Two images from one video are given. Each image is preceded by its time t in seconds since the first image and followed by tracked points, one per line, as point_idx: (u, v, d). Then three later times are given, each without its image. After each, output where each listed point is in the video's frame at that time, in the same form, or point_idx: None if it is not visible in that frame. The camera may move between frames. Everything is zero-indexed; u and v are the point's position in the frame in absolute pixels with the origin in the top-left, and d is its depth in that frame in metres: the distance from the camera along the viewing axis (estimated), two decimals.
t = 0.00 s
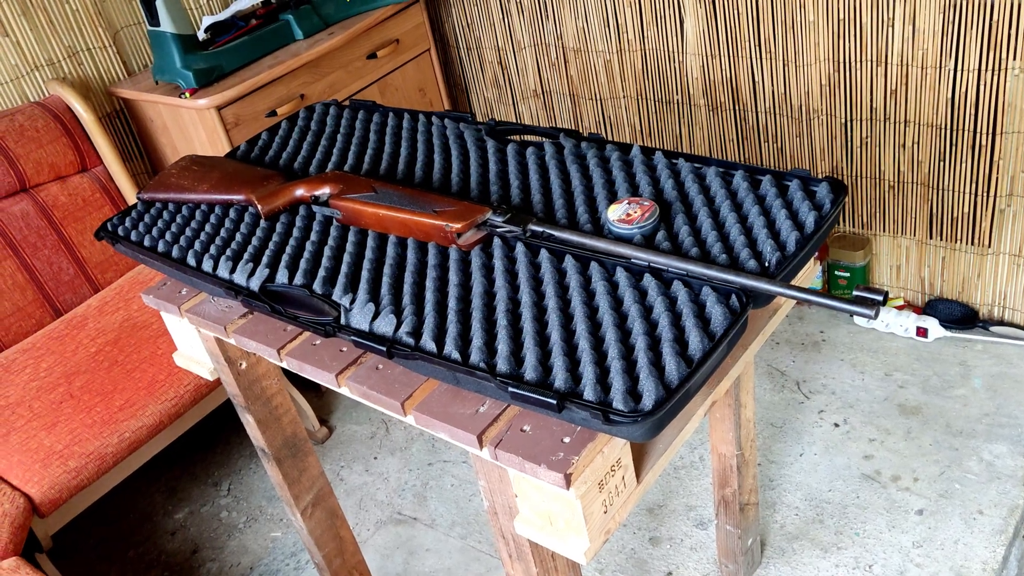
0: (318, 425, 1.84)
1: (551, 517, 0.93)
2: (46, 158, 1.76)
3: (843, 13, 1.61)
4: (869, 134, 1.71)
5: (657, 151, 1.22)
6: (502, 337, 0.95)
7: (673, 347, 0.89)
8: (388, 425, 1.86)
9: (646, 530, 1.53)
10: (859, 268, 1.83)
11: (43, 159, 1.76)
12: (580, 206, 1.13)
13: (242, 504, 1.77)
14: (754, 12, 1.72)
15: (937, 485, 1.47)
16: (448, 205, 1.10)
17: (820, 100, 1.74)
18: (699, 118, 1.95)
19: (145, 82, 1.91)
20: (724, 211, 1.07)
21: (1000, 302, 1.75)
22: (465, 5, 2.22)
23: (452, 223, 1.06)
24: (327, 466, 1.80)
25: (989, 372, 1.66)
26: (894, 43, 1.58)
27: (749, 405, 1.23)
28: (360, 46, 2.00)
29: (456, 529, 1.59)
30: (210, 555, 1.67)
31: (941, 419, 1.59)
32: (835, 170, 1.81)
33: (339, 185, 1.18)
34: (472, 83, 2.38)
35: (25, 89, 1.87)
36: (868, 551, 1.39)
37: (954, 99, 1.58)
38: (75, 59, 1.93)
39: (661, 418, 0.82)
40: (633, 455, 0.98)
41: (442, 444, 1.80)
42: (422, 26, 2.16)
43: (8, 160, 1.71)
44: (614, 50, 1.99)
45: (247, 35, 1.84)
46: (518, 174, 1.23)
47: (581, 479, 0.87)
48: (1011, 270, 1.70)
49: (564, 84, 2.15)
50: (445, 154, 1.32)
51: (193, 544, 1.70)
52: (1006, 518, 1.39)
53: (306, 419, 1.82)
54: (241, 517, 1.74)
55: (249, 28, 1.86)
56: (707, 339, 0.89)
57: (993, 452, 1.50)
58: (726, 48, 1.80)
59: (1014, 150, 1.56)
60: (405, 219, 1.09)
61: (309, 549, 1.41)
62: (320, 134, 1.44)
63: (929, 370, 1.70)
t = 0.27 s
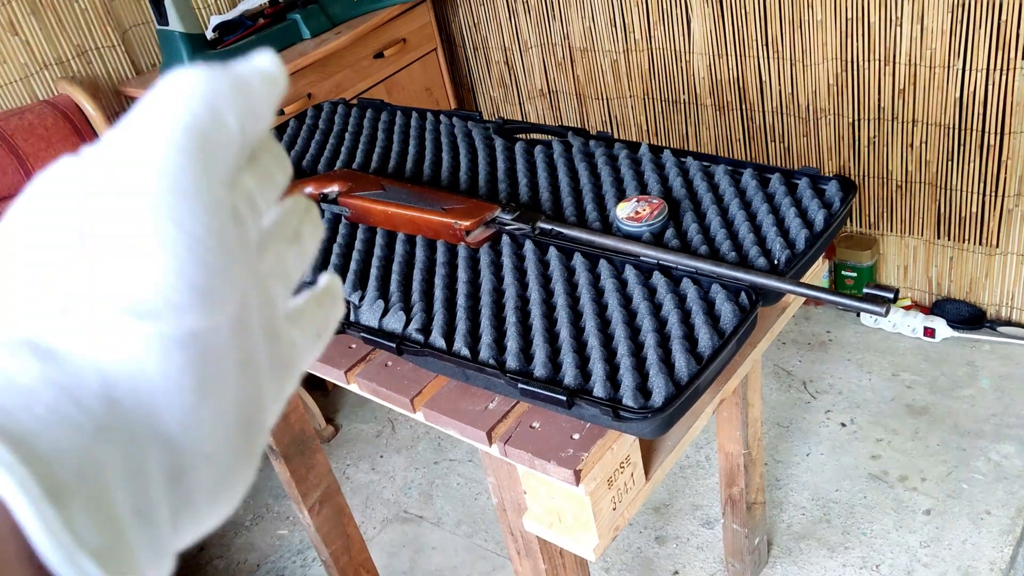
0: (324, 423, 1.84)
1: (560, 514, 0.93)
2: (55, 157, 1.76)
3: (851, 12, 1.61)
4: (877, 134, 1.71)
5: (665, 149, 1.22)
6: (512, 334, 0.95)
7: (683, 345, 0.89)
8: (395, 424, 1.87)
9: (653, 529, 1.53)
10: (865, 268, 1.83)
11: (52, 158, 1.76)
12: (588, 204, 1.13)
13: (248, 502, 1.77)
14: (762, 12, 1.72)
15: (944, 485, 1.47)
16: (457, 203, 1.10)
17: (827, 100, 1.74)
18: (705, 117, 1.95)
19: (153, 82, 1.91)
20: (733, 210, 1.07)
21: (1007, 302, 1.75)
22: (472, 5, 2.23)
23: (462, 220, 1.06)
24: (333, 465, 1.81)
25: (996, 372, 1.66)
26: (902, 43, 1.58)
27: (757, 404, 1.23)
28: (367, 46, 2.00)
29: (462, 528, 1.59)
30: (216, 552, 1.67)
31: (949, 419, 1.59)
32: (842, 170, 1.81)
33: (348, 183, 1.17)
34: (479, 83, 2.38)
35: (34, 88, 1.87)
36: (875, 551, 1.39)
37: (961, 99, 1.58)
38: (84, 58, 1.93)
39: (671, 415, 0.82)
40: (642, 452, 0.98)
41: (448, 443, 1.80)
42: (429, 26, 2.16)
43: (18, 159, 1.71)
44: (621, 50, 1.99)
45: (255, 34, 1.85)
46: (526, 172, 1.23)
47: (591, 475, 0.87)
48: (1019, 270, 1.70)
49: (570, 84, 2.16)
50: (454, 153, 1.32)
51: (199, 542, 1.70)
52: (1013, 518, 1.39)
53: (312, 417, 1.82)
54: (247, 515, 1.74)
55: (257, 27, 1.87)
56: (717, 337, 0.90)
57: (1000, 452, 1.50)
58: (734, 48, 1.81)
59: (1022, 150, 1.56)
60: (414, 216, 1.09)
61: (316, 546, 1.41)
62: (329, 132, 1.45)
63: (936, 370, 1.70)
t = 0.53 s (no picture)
0: (327, 424, 1.84)
1: (564, 515, 0.93)
2: (60, 157, 1.77)
3: (856, 14, 1.61)
4: (882, 135, 1.71)
5: (670, 150, 1.22)
6: (516, 335, 0.95)
7: (687, 347, 0.89)
8: (398, 425, 1.87)
9: (656, 531, 1.53)
10: (870, 270, 1.82)
11: (56, 158, 1.77)
12: (593, 205, 1.13)
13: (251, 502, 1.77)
14: (767, 13, 1.72)
15: (948, 488, 1.47)
16: (462, 204, 1.10)
17: (831, 102, 1.74)
18: (710, 119, 1.95)
19: (158, 82, 1.92)
20: (737, 211, 1.07)
21: (1012, 305, 1.74)
22: (476, 6, 2.23)
23: (466, 222, 1.05)
24: (336, 466, 1.81)
25: (1001, 375, 1.65)
26: (907, 44, 1.58)
27: (761, 407, 1.23)
28: (371, 46, 2.00)
29: (465, 529, 1.59)
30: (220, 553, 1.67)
31: (953, 421, 1.58)
32: (847, 172, 1.81)
33: (352, 184, 1.18)
34: (483, 84, 2.39)
35: (40, 88, 1.87)
36: (879, 553, 1.39)
37: (967, 100, 1.57)
38: (89, 59, 1.94)
39: (675, 418, 0.82)
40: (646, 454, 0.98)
41: (451, 444, 1.80)
42: (433, 28, 2.16)
43: (23, 158, 1.72)
44: (625, 51, 1.99)
45: (259, 35, 1.84)
46: (530, 174, 1.23)
47: (595, 477, 0.87)
48: None
49: (575, 85, 2.16)
50: (458, 154, 1.32)
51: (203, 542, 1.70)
52: (1018, 521, 1.39)
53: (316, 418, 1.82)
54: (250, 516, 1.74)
55: (262, 28, 1.87)
56: (721, 339, 0.89)
57: (1005, 455, 1.50)
58: (738, 49, 1.80)
59: None
60: (418, 218, 1.09)
61: (319, 547, 1.41)
62: (333, 133, 1.45)
63: (941, 373, 1.69)
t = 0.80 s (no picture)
0: (329, 426, 1.84)
1: (565, 519, 0.93)
2: (61, 158, 1.77)
3: (858, 16, 1.60)
4: (884, 137, 1.71)
5: (671, 153, 1.21)
6: (517, 338, 0.94)
7: (689, 350, 0.88)
8: (400, 427, 1.87)
9: (657, 534, 1.53)
10: (872, 273, 1.82)
11: (58, 159, 1.77)
12: (594, 207, 1.13)
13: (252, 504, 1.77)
14: (769, 15, 1.72)
15: (951, 491, 1.46)
16: (463, 206, 1.10)
17: (834, 103, 1.73)
18: (712, 120, 1.95)
19: (160, 83, 1.92)
20: (739, 214, 1.06)
21: (1015, 307, 1.74)
22: (478, 7, 2.23)
23: (467, 224, 1.05)
24: (337, 468, 1.81)
25: (1003, 378, 1.65)
26: (910, 46, 1.58)
27: (763, 410, 1.23)
28: (373, 48, 2.00)
29: (466, 531, 1.59)
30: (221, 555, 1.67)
31: (956, 424, 1.58)
32: (849, 174, 1.81)
33: (353, 186, 1.18)
34: (485, 85, 2.39)
35: (41, 89, 1.87)
36: (881, 557, 1.39)
37: (970, 103, 1.57)
38: (91, 60, 1.94)
39: (677, 421, 0.81)
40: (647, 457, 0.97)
41: (452, 446, 1.80)
42: (434, 29, 2.16)
43: (24, 159, 1.71)
44: (627, 52, 1.99)
45: (261, 36, 1.84)
46: (532, 176, 1.23)
47: (596, 481, 0.86)
48: None
49: (577, 87, 2.15)
50: (459, 156, 1.32)
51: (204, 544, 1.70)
52: (1021, 525, 1.38)
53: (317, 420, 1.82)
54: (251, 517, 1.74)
55: (263, 29, 1.87)
56: (723, 342, 0.89)
57: (1008, 458, 1.49)
58: (740, 51, 1.80)
59: None
60: (419, 220, 1.09)
61: (320, 550, 1.40)
62: (334, 135, 1.45)
63: (943, 376, 1.69)
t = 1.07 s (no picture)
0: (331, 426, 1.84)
1: (568, 520, 0.93)
2: (64, 157, 1.77)
3: (862, 16, 1.60)
4: (887, 138, 1.70)
5: (674, 153, 1.21)
6: (520, 338, 0.94)
7: (692, 350, 0.88)
8: (402, 427, 1.87)
9: (660, 535, 1.53)
10: (875, 273, 1.82)
11: (61, 159, 1.77)
12: (598, 208, 1.13)
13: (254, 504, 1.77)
14: (772, 15, 1.71)
15: (953, 492, 1.46)
16: (466, 207, 1.10)
17: (837, 104, 1.73)
18: (714, 120, 1.94)
19: (163, 83, 1.92)
20: (743, 215, 1.06)
21: (1018, 308, 1.74)
22: (480, 7, 2.23)
23: (471, 224, 1.06)
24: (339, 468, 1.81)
25: (1006, 379, 1.64)
26: (914, 47, 1.57)
27: (766, 411, 1.23)
28: (375, 48, 2.00)
29: (469, 532, 1.59)
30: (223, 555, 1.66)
31: (958, 425, 1.58)
32: (852, 174, 1.80)
33: (356, 186, 1.18)
34: (487, 85, 2.38)
35: (43, 89, 1.87)
36: (884, 558, 1.38)
37: (973, 103, 1.57)
38: (93, 60, 1.94)
39: (680, 422, 0.81)
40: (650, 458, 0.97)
41: (454, 446, 1.80)
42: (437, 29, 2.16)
43: (27, 159, 1.72)
44: (629, 53, 1.99)
45: (264, 36, 1.84)
46: (535, 176, 1.23)
47: (600, 482, 0.86)
48: None
49: (579, 87, 2.15)
50: (462, 156, 1.32)
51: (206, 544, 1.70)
52: None
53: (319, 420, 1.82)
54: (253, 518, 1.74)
55: (266, 29, 1.87)
56: (727, 343, 0.89)
57: (1010, 459, 1.49)
58: (743, 52, 1.80)
59: None
60: (422, 220, 1.09)
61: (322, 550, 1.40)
62: (337, 135, 1.45)
63: (946, 377, 1.69)
